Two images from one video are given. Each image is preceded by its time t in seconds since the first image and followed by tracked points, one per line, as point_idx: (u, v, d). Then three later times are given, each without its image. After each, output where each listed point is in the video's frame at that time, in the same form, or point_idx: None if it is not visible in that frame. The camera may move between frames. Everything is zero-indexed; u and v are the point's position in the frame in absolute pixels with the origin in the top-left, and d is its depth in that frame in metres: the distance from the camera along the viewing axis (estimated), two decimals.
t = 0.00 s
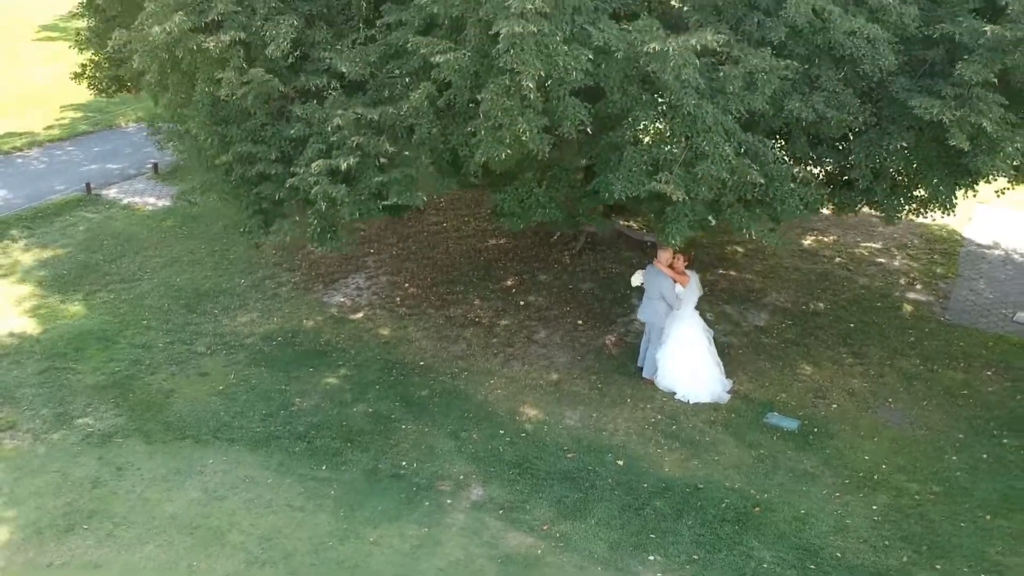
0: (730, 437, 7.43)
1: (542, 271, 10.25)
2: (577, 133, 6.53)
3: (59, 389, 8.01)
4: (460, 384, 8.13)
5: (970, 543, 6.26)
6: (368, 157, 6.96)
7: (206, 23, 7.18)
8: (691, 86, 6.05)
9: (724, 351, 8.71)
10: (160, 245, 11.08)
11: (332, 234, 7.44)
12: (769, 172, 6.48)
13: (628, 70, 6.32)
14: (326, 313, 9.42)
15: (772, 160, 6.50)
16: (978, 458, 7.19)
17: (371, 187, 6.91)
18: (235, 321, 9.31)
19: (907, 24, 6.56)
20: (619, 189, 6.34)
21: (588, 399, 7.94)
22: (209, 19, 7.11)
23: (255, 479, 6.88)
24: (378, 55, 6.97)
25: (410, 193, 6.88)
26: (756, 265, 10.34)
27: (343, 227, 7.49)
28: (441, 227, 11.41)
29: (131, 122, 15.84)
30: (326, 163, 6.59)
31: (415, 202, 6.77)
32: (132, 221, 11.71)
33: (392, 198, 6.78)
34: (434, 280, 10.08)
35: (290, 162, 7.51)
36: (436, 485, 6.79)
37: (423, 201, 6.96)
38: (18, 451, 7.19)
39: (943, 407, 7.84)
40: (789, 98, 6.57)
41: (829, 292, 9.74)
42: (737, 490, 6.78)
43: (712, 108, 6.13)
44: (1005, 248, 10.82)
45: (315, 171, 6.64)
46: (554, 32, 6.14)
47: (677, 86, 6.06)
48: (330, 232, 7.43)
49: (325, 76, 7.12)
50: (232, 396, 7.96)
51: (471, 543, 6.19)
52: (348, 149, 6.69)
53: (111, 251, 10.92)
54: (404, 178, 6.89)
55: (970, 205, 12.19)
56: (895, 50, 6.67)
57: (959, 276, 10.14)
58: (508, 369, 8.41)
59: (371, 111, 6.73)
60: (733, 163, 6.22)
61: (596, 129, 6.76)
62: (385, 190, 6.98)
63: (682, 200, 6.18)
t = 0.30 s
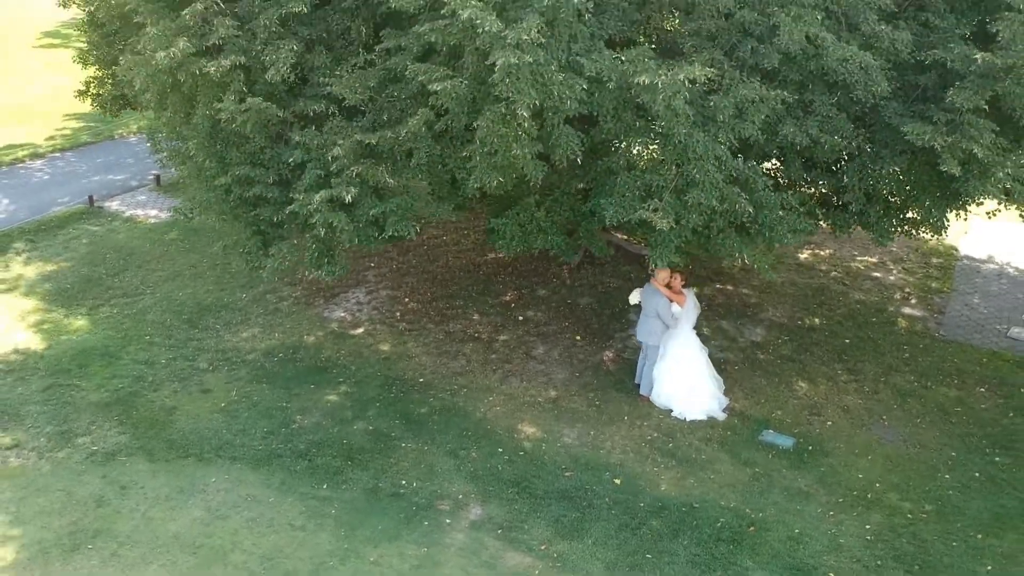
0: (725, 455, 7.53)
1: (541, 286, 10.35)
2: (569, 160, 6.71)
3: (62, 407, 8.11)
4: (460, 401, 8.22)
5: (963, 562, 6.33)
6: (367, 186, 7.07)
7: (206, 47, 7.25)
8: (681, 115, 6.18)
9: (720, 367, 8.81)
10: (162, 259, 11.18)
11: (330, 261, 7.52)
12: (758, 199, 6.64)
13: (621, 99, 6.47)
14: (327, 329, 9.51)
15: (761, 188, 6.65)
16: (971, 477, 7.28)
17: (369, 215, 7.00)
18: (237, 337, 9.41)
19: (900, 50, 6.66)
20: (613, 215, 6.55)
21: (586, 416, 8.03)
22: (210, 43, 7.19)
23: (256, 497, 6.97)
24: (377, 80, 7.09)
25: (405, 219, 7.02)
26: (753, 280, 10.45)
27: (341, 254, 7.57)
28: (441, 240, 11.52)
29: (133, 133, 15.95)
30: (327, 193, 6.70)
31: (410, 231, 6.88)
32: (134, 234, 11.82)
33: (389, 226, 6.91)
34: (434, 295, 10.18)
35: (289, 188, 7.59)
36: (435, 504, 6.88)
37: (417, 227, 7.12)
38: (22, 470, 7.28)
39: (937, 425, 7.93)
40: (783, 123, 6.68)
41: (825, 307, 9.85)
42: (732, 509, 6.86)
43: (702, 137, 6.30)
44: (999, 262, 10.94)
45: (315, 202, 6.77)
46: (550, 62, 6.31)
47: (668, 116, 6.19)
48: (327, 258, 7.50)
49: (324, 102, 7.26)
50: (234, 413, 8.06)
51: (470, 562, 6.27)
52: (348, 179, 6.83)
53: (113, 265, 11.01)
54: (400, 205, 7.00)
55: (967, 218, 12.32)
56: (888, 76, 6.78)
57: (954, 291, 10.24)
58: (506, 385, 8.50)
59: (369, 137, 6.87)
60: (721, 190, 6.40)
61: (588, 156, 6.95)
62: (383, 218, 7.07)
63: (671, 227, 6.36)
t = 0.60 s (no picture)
0: (723, 475, 7.61)
1: (541, 301, 10.44)
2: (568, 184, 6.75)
3: (68, 425, 8.20)
4: (461, 420, 8.30)
5: None
6: (366, 208, 7.09)
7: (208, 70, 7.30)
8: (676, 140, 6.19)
9: (719, 385, 8.89)
10: (165, 273, 11.28)
11: (330, 284, 7.50)
12: (750, 225, 6.74)
13: (616, 127, 6.53)
14: (329, 346, 9.61)
15: (755, 213, 6.74)
16: (966, 497, 7.35)
17: (369, 237, 6.99)
18: (240, 353, 9.51)
19: (895, 76, 6.77)
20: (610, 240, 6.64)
21: (585, 435, 8.11)
22: (211, 66, 7.22)
23: (261, 518, 7.05)
24: (379, 103, 7.13)
25: (405, 240, 6.97)
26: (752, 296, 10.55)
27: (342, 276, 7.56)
28: (443, 254, 11.62)
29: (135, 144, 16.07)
30: (327, 215, 6.72)
31: (408, 249, 6.83)
32: (138, 248, 11.92)
33: (387, 246, 6.87)
34: (436, 311, 10.27)
35: (290, 210, 7.57)
36: (437, 525, 6.96)
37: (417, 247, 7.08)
38: (29, 489, 7.38)
39: (933, 443, 8.02)
40: (781, 148, 6.75)
41: (823, 323, 9.95)
42: (730, 530, 6.94)
43: (696, 162, 6.37)
44: (997, 277, 11.04)
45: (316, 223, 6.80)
46: (550, 89, 6.35)
47: (662, 142, 6.23)
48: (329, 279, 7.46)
49: (324, 125, 7.30)
50: (238, 432, 8.15)
51: None
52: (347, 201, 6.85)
53: (117, 280, 11.11)
54: (400, 226, 6.96)
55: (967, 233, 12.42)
56: (884, 101, 6.89)
57: (951, 307, 10.34)
58: (507, 404, 8.58)
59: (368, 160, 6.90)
60: (712, 216, 6.48)
61: (586, 183, 7.03)
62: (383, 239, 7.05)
63: (664, 252, 6.45)
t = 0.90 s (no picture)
0: (720, 496, 7.68)
1: (541, 318, 10.53)
2: (568, 212, 6.81)
3: (73, 445, 8.30)
4: (461, 440, 8.38)
5: None
6: (368, 232, 7.09)
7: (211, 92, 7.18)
8: (673, 171, 6.31)
9: (717, 404, 8.98)
10: (168, 289, 11.37)
11: (332, 307, 7.50)
12: (744, 251, 6.76)
13: (613, 155, 6.61)
14: (331, 364, 9.69)
15: (751, 240, 6.80)
16: (961, 519, 7.43)
17: (369, 261, 7.04)
18: (242, 372, 9.60)
19: (891, 105, 6.87)
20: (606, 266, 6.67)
21: (584, 456, 8.19)
22: (213, 88, 7.09)
23: (263, 540, 7.12)
24: (380, 129, 7.09)
25: (405, 265, 7.06)
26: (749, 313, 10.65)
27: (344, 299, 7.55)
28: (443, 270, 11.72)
29: (137, 157, 16.19)
30: (327, 240, 6.71)
31: (410, 275, 6.91)
32: (141, 262, 12.02)
33: (389, 272, 6.94)
34: (436, 328, 10.36)
35: (292, 231, 7.54)
36: (437, 548, 7.04)
37: (417, 272, 7.19)
38: (34, 511, 7.46)
39: (928, 464, 8.10)
40: (777, 176, 6.83)
41: (821, 341, 10.05)
42: (727, 554, 7.02)
43: (691, 191, 6.43)
44: (993, 294, 11.14)
45: (319, 246, 6.79)
46: (548, 118, 6.38)
47: (657, 170, 6.29)
48: (330, 303, 7.48)
49: (325, 148, 7.25)
50: (241, 452, 8.24)
51: None
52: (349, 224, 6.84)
53: (120, 295, 11.20)
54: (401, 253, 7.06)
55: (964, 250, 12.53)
56: (880, 131, 6.97)
57: (948, 324, 10.44)
58: (507, 424, 8.67)
59: (370, 185, 6.88)
60: (709, 244, 6.50)
61: (585, 209, 7.06)
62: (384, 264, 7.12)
63: (659, 278, 6.51)
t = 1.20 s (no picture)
0: (719, 520, 7.77)
1: (542, 337, 10.63)
2: (569, 244, 6.85)
3: (79, 469, 8.39)
4: (463, 463, 8.48)
5: None
6: (377, 259, 7.05)
7: (217, 122, 7.13)
8: (673, 206, 6.43)
9: (716, 426, 9.09)
10: (172, 307, 11.48)
11: (339, 333, 7.52)
12: (744, 282, 6.82)
13: (615, 188, 6.62)
14: (334, 384, 9.79)
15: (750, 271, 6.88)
16: (957, 544, 7.50)
17: (379, 289, 7.01)
18: (246, 393, 9.70)
19: (888, 137, 6.91)
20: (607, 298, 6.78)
21: (585, 479, 8.28)
22: (220, 118, 7.09)
23: (268, 565, 7.19)
24: (383, 160, 7.14)
25: (415, 292, 7.00)
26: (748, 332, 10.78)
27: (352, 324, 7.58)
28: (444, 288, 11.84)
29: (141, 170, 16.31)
30: (336, 268, 6.67)
31: (422, 303, 6.90)
32: (145, 279, 12.13)
33: (399, 300, 6.88)
34: (438, 348, 10.47)
35: (302, 257, 7.43)
36: (439, 573, 7.11)
37: (428, 299, 7.14)
38: (42, 536, 7.55)
39: (924, 488, 8.18)
40: (775, 208, 6.91)
41: (819, 361, 10.17)
42: None
43: (691, 224, 6.50)
44: (989, 312, 11.26)
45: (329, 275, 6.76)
46: (549, 154, 6.46)
47: (657, 205, 6.38)
48: (337, 329, 7.48)
49: (331, 175, 7.19)
50: (245, 475, 8.34)
51: None
52: (360, 252, 6.82)
53: (125, 314, 11.30)
54: (410, 281, 7.01)
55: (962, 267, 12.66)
56: (880, 165, 7.07)
57: (945, 344, 10.55)
58: (508, 446, 8.75)
59: (375, 217, 6.90)
60: (708, 277, 6.54)
61: (586, 241, 7.11)
62: (394, 291, 7.06)
63: (659, 310, 6.58)
